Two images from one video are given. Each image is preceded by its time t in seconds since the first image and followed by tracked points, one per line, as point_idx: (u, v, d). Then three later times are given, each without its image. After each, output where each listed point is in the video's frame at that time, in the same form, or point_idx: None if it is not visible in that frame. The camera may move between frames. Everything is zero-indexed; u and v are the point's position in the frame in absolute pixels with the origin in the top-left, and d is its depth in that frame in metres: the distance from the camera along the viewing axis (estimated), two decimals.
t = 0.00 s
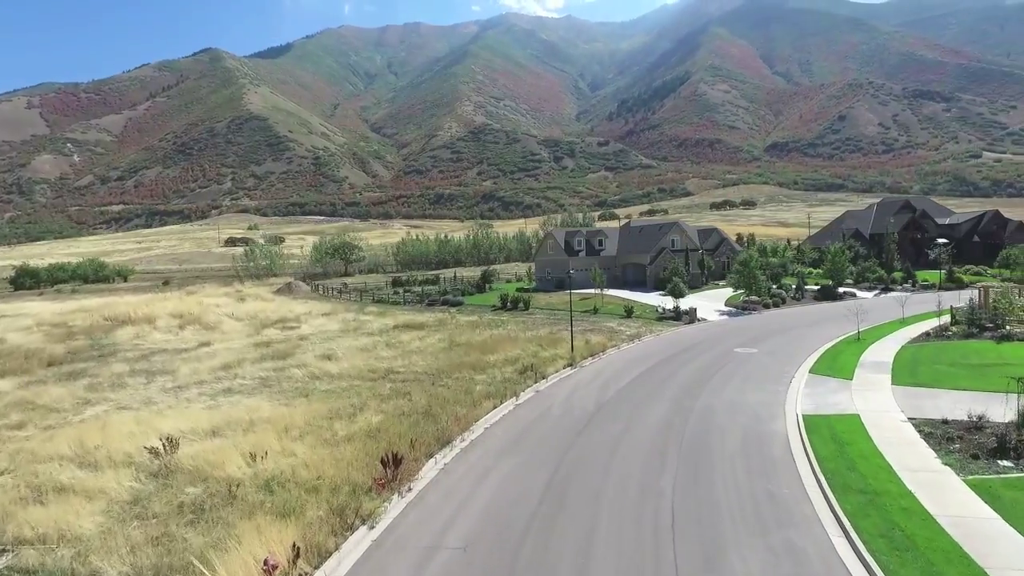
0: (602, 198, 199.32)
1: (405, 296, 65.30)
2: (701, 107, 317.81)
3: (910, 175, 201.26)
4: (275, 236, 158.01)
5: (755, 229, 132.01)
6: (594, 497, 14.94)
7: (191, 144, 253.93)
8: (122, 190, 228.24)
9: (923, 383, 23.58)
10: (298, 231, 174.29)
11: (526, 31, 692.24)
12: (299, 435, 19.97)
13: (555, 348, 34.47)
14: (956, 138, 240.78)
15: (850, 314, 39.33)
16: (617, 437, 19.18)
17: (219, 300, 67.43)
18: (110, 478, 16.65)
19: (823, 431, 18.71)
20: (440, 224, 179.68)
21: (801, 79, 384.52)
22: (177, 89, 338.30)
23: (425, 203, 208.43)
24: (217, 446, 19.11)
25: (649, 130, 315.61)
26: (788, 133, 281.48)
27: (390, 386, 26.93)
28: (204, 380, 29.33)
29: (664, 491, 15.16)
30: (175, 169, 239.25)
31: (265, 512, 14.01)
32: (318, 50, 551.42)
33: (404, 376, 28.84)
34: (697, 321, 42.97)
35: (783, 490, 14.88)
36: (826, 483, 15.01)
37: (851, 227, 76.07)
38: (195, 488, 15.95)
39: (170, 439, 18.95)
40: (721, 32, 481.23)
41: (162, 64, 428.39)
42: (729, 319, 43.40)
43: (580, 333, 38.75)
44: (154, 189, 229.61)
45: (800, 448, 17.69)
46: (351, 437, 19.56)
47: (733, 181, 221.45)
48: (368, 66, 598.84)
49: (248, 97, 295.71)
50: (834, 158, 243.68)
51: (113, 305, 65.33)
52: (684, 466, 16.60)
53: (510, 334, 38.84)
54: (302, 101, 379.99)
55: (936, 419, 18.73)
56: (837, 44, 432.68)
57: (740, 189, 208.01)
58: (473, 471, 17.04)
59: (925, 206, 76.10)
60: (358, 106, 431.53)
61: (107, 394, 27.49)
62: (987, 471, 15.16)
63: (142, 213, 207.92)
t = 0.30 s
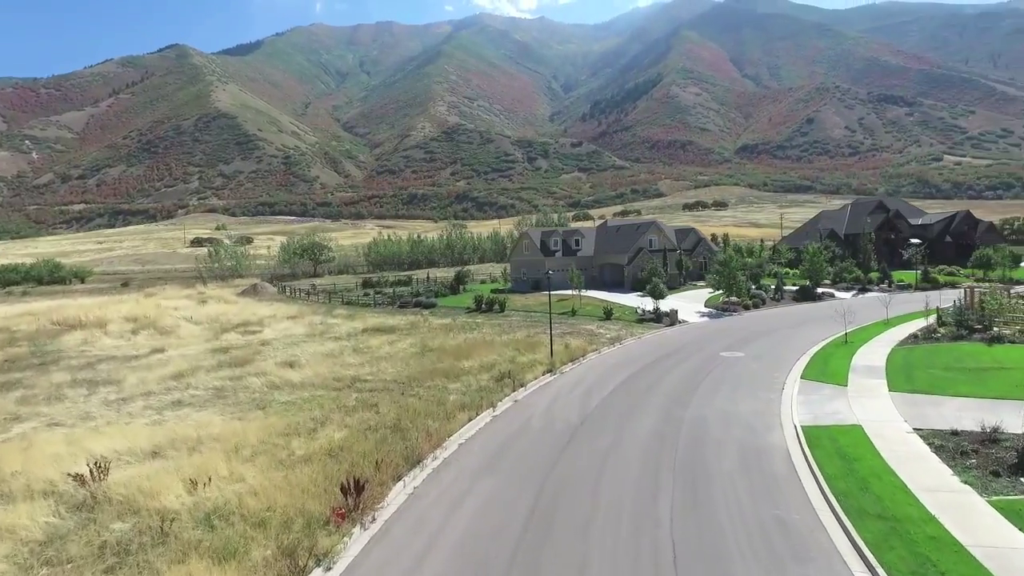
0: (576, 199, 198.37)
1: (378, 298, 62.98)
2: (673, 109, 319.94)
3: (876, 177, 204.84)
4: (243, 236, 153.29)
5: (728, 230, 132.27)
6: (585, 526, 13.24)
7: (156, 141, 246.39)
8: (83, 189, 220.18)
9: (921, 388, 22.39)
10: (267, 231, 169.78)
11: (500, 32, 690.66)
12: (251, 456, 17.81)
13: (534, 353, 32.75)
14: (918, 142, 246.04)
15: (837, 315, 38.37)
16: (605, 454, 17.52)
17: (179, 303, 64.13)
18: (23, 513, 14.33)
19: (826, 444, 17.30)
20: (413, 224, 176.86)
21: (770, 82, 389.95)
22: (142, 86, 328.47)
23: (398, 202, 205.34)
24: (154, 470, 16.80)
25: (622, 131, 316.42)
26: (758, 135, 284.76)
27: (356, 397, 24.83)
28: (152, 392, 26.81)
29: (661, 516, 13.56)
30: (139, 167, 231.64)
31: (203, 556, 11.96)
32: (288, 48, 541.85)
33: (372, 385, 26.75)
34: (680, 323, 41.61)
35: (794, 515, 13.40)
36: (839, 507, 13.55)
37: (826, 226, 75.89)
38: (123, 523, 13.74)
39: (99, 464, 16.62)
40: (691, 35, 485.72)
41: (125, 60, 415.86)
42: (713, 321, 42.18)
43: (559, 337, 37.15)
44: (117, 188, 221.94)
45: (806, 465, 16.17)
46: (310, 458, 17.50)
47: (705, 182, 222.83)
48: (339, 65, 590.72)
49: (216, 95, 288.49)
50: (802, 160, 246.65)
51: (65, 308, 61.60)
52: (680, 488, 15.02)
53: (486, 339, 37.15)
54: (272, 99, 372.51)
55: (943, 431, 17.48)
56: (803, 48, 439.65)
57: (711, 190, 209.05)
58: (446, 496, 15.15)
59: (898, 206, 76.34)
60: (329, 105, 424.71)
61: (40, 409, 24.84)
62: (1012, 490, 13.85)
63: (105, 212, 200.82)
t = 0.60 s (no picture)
0: (547, 200, 197.06)
1: (345, 301, 60.44)
2: (644, 112, 321.53)
3: (841, 180, 208.10)
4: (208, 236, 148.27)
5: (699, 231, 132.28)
6: (576, 568, 11.43)
7: (116, 138, 237.95)
8: (38, 188, 211.13)
9: (919, 395, 21.24)
10: (233, 232, 164.52)
11: (471, 33, 687.89)
12: (190, 483, 15.58)
13: (509, 358, 30.94)
14: (880, 145, 251.29)
15: (820, 317, 37.46)
16: (591, 476, 15.87)
17: (133, 306, 60.68)
18: None
19: (831, 461, 15.88)
20: (383, 225, 173.70)
21: (737, 86, 394.96)
22: (101, 82, 317.41)
23: (368, 203, 201.70)
24: (73, 503, 14.49)
25: (593, 133, 316.80)
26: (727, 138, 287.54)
27: (316, 411, 22.63)
28: (89, 406, 24.22)
29: (662, 552, 11.90)
30: (98, 165, 223.12)
31: None
32: (255, 45, 530.56)
33: (334, 397, 24.60)
34: (659, 326, 40.29)
35: (810, 550, 11.82)
36: (859, 537, 12.06)
37: (798, 227, 75.77)
38: None
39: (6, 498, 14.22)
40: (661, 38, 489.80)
41: (84, 55, 401.74)
42: (692, 323, 40.90)
43: (536, 342, 35.43)
44: (74, 186, 213.47)
45: (812, 484, 14.76)
46: (258, 486, 15.40)
47: (675, 184, 223.80)
48: (308, 64, 580.50)
49: (179, 91, 279.95)
50: (769, 162, 249.81)
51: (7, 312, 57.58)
52: (680, 516, 13.41)
53: (459, 343, 35.21)
54: (238, 96, 363.77)
55: (952, 445, 16.24)
56: (769, 53, 446.90)
57: (681, 191, 210.09)
58: (414, 528, 13.28)
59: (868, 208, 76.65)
60: (297, 104, 416.88)
61: None
62: None
63: (62, 211, 192.98)
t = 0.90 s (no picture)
0: (520, 201, 195.43)
1: (312, 303, 57.75)
2: (616, 113, 322.34)
3: (809, 181, 210.69)
4: (171, 236, 142.79)
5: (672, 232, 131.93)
6: None
7: (76, 135, 229.22)
8: None
9: (920, 403, 20.06)
10: (198, 232, 159.13)
11: (443, 33, 682.96)
12: (116, 521, 13.36)
13: (487, 365, 29.08)
14: (846, 148, 255.66)
15: (805, 320, 36.67)
16: (580, 500, 14.18)
17: (84, 309, 57.05)
18: None
19: (841, 481, 14.47)
20: (353, 225, 170.07)
21: (708, 88, 398.93)
22: (59, 77, 306.12)
23: (339, 203, 197.72)
24: None
25: (566, 134, 316.45)
26: (698, 139, 289.64)
27: (272, 428, 20.39)
28: (16, 424, 21.63)
29: None
30: (56, 163, 214.53)
31: None
32: (222, 42, 518.68)
33: (294, 411, 22.39)
34: (640, 328, 38.97)
35: None
36: None
37: (774, 227, 75.33)
38: None
39: None
40: (632, 40, 492.15)
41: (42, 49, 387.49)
42: (673, 325, 39.58)
43: (514, 346, 33.67)
44: (30, 185, 204.81)
45: (824, 508, 13.31)
46: (196, 524, 13.26)
47: (647, 185, 224.29)
48: (277, 61, 569.73)
49: (142, 87, 271.34)
50: (739, 164, 252.17)
51: None
52: (685, 550, 11.76)
53: (433, 349, 33.25)
54: (204, 94, 354.68)
55: (970, 462, 14.95)
56: (738, 56, 452.31)
57: (654, 192, 210.45)
58: (380, 572, 11.41)
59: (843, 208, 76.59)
60: (266, 102, 408.15)
61: None
62: None
63: (16, 211, 184.78)
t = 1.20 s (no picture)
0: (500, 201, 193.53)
1: (284, 305, 55.37)
2: (596, 114, 322.06)
3: (786, 182, 212.04)
4: (143, 237, 138.44)
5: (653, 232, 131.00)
6: None
7: (44, 133, 222.17)
8: None
9: (937, 415, 18.63)
10: (171, 232, 154.66)
11: (423, 32, 678.23)
12: (30, 572, 11.25)
13: (468, 373, 27.18)
14: (821, 150, 258.13)
15: (797, 323, 35.50)
16: (577, 536, 12.37)
17: (42, 313, 53.94)
18: None
19: (870, 508, 12.86)
20: (332, 225, 166.86)
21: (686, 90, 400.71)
22: (27, 72, 296.94)
23: (318, 203, 194.21)
24: None
25: (546, 134, 315.29)
26: (677, 141, 290.55)
27: (228, 447, 18.22)
28: None
29: None
30: (22, 160, 207.55)
31: None
32: (197, 39, 508.84)
33: (256, 428, 20.27)
34: (627, 331, 37.54)
35: None
36: None
37: (759, 228, 74.61)
38: None
39: None
40: (611, 42, 493.18)
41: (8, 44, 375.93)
42: (661, 328, 38.15)
43: (497, 352, 31.81)
44: None
45: (858, 542, 11.69)
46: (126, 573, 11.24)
47: (627, 185, 223.91)
48: (254, 59, 560.54)
49: (114, 84, 264.39)
50: (717, 165, 253.25)
51: None
52: None
53: (411, 355, 31.28)
54: (178, 91, 347.13)
55: (1008, 485, 13.48)
56: (716, 58, 455.29)
57: (634, 193, 210.12)
58: None
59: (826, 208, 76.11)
60: (243, 100, 400.81)
61: None
62: None
63: None
